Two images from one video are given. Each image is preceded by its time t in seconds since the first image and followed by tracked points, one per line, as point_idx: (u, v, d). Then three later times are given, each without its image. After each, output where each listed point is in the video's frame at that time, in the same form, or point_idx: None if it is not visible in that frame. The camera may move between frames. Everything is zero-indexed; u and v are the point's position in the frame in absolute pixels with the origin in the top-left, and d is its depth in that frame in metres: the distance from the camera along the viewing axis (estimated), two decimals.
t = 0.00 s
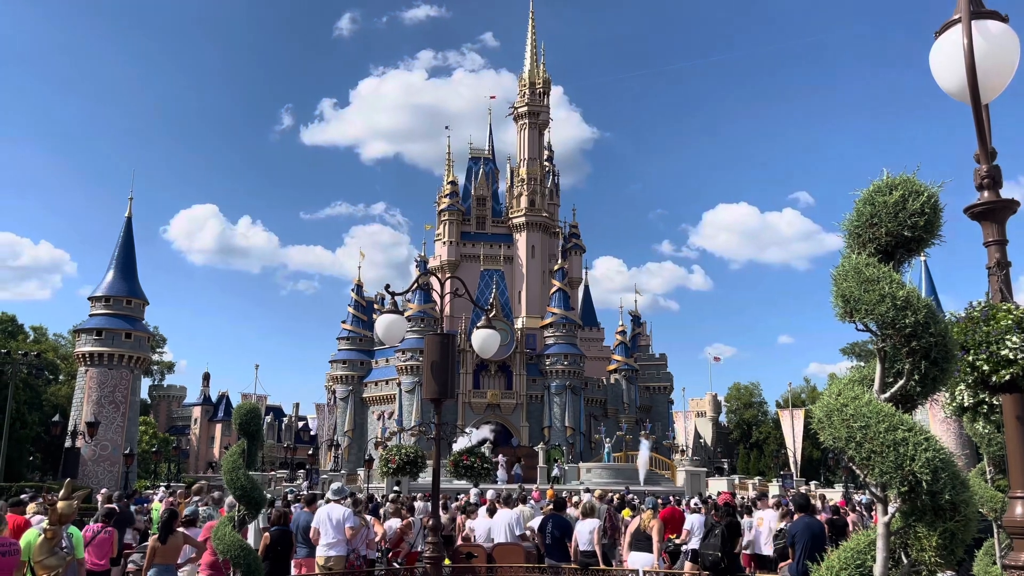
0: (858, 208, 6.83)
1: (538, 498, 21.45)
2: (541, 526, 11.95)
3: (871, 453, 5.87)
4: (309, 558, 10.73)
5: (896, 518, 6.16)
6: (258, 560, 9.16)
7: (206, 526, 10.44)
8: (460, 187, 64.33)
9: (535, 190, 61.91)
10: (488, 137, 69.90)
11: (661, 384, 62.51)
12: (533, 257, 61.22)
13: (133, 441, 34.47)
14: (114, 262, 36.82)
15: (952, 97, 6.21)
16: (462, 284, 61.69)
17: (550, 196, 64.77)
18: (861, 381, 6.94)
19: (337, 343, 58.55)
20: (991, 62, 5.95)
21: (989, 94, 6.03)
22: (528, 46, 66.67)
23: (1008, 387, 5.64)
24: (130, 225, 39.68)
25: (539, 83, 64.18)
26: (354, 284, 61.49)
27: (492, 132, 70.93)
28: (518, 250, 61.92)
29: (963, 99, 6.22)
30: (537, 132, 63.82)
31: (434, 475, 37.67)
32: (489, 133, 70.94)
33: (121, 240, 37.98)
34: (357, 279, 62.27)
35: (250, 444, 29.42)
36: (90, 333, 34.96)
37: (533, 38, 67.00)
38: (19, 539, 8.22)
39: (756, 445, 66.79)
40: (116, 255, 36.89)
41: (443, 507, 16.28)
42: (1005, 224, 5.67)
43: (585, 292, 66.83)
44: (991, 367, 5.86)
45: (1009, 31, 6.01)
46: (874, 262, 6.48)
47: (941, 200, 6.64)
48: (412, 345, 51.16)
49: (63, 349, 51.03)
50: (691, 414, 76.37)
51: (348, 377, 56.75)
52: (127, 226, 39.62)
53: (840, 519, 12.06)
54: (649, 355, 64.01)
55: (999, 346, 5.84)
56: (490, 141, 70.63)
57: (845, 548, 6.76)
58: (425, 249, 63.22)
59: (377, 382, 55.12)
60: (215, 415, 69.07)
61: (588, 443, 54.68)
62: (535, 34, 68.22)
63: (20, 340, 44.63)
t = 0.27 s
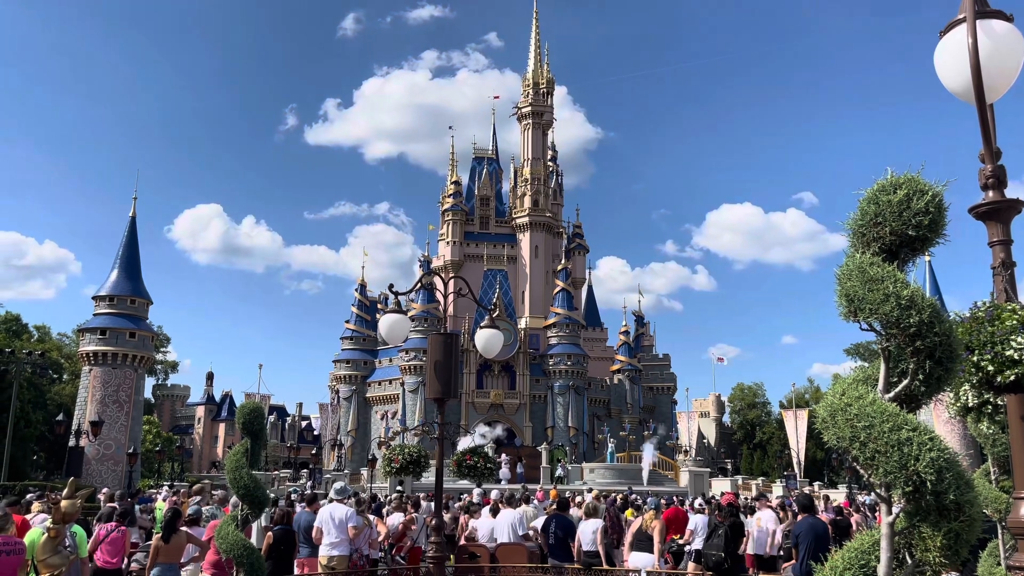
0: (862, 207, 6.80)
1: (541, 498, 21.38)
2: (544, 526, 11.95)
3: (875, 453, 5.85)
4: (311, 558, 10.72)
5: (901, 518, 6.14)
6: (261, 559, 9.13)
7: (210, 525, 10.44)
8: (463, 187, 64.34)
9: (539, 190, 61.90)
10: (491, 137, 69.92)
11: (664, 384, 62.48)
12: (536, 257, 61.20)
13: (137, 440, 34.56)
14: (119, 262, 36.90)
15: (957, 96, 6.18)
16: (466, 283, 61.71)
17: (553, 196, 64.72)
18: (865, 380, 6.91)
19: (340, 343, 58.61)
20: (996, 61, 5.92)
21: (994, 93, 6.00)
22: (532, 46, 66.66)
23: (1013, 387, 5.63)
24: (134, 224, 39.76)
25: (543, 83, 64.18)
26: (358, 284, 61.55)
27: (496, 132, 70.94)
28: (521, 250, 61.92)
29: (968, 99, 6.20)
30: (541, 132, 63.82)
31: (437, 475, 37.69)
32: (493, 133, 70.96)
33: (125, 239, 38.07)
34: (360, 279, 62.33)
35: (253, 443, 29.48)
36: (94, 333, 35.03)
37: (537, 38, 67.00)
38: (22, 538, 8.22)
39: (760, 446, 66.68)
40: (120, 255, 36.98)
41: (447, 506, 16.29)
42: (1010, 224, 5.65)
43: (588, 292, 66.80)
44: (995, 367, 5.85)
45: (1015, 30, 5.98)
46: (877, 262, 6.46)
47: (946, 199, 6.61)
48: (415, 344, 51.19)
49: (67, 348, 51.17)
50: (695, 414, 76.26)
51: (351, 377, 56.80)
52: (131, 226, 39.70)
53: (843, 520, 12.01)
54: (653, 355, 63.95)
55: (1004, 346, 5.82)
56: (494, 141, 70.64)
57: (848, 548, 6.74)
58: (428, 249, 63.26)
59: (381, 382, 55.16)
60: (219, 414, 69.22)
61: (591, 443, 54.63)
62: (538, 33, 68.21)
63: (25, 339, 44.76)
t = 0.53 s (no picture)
0: (864, 207, 6.80)
1: (542, 498, 21.33)
2: (545, 526, 11.94)
3: (877, 453, 5.84)
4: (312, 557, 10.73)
5: (903, 519, 6.12)
6: (262, 558, 9.12)
7: (211, 524, 10.46)
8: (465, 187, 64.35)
9: (540, 190, 61.89)
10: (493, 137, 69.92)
11: (665, 384, 62.46)
12: (538, 257, 61.19)
13: (139, 440, 34.59)
14: (120, 261, 36.91)
15: (959, 96, 6.17)
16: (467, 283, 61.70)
17: (555, 196, 64.69)
18: (867, 380, 6.90)
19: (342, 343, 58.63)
20: (999, 61, 5.92)
21: (997, 93, 6.00)
22: (533, 46, 66.66)
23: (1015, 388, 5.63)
24: (136, 224, 39.78)
25: (545, 83, 64.18)
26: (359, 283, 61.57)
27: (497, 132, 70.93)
28: (522, 250, 61.91)
29: (971, 99, 6.19)
30: (543, 132, 63.83)
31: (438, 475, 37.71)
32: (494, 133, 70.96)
33: (127, 239, 38.09)
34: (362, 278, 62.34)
35: (254, 443, 29.49)
36: (96, 332, 35.06)
37: (539, 38, 66.99)
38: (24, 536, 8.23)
39: (761, 446, 66.63)
40: (122, 254, 37.00)
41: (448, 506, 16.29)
42: (1013, 224, 5.64)
43: (590, 293, 66.79)
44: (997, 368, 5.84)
45: (1017, 30, 5.97)
46: (880, 262, 6.45)
47: (948, 199, 6.60)
48: (416, 344, 51.21)
49: (69, 347, 51.22)
50: (696, 414, 76.24)
51: (353, 377, 56.82)
52: (133, 225, 39.73)
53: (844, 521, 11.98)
54: (654, 356, 63.91)
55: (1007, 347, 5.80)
56: (495, 141, 70.65)
57: (850, 548, 6.73)
58: (429, 249, 63.26)
59: (382, 382, 55.17)
60: (220, 413, 69.28)
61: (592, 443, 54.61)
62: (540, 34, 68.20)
63: (26, 338, 44.81)
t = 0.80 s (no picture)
0: (864, 208, 6.80)
1: (542, 497, 21.34)
2: (545, 525, 11.94)
3: (876, 453, 5.85)
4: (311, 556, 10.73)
5: (902, 519, 6.13)
6: (261, 557, 9.11)
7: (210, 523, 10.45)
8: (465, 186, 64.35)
9: (540, 189, 61.89)
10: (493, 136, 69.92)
11: (665, 384, 62.49)
12: (537, 256, 61.19)
13: (138, 438, 34.60)
14: (120, 260, 36.89)
15: (959, 96, 6.17)
16: (467, 282, 61.70)
17: (555, 195, 64.69)
18: (866, 380, 6.91)
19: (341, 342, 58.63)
20: (998, 61, 5.92)
21: (997, 93, 6.00)
22: (533, 45, 66.66)
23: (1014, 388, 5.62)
24: (135, 223, 39.78)
25: (545, 83, 64.19)
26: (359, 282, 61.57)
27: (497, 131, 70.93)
28: (522, 250, 61.89)
29: (970, 99, 6.19)
30: (542, 132, 63.84)
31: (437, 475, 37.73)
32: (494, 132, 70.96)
33: (127, 237, 38.08)
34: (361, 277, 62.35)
35: (254, 441, 29.50)
36: (96, 330, 35.05)
37: (539, 38, 66.98)
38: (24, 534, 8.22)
39: (760, 446, 66.66)
40: (122, 252, 36.99)
41: (448, 505, 16.30)
42: (1012, 224, 5.64)
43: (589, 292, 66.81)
44: (998, 368, 5.83)
45: (1017, 31, 5.97)
46: (880, 263, 6.45)
47: (948, 199, 6.60)
48: (416, 343, 51.23)
49: (68, 346, 51.21)
50: (695, 414, 76.29)
51: (352, 375, 56.83)
52: (133, 223, 39.72)
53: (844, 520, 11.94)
54: (653, 355, 63.94)
55: (1007, 347, 5.81)
56: (495, 140, 70.65)
57: (849, 548, 6.73)
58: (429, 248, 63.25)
59: (381, 380, 55.18)
60: (220, 412, 69.30)
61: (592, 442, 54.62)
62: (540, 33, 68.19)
63: (26, 337, 44.79)
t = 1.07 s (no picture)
0: (863, 207, 6.80)
1: (540, 495, 21.34)
2: (543, 523, 11.94)
3: (874, 452, 5.85)
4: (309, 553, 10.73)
5: (899, 518, 6.13)
6: (259, 555, 9.09)
7: (209, 520, 10.46)
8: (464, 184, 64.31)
9: (539, 187, 61.86)
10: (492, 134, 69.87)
11: (664, 382, 62.55)
12: (537, 254, 61.16)
13: (136, 435, 34.59)
14: (119, 256, 36.86)
15: (958, 95, 6.17)
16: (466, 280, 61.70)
17: (554, 193, 64.67)
18: (864, 380, 6.91)
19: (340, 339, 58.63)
20: (998, 61, 5.91)
21: (996, 93, 6.00)
22: (533, 43, 66.61)
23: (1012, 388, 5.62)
24: (134, 219, 39.77)
25: (544, 81, 64.14)
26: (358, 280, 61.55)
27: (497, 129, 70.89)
28: (521, 248, 61.88)
29: (970, 98, 6.18)
30: (542, 130, 63.82)
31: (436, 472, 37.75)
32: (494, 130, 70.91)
33: (125, 234, 38.05)
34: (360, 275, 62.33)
35: (253, 439, 29.50)
36: (94, 327, 35.02)
37: (539, 36, 66.93)
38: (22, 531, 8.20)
39: (758, 445, 66.74)
40: (121, 249, 36.96)
41: (446, 503, 16.31)
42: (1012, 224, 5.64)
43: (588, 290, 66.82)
44: (995, 367, 5.84)
45: (1017, 30, 5.97)
46: (878, 262, 6.45)
47: (947, 199, 6.60)
48: (415, 341, 51.25)
49: (67, 342, 51.17)
50: (694, 413, 76.35)
51: (351, 373, 56.83)
52: (131, 220, 39.69)
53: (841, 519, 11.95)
54: (652, 354, 63.97)
55: (1005, 347, 5.81)
56: (495, 138, 70.61)
57: (847, 547, 6.74)
58: (429, 246, 63.24)
59: (380, 378, 55.19)
60: (218, 409, 69.31)
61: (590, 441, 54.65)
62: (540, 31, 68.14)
63: (25, 333, 44.77)
